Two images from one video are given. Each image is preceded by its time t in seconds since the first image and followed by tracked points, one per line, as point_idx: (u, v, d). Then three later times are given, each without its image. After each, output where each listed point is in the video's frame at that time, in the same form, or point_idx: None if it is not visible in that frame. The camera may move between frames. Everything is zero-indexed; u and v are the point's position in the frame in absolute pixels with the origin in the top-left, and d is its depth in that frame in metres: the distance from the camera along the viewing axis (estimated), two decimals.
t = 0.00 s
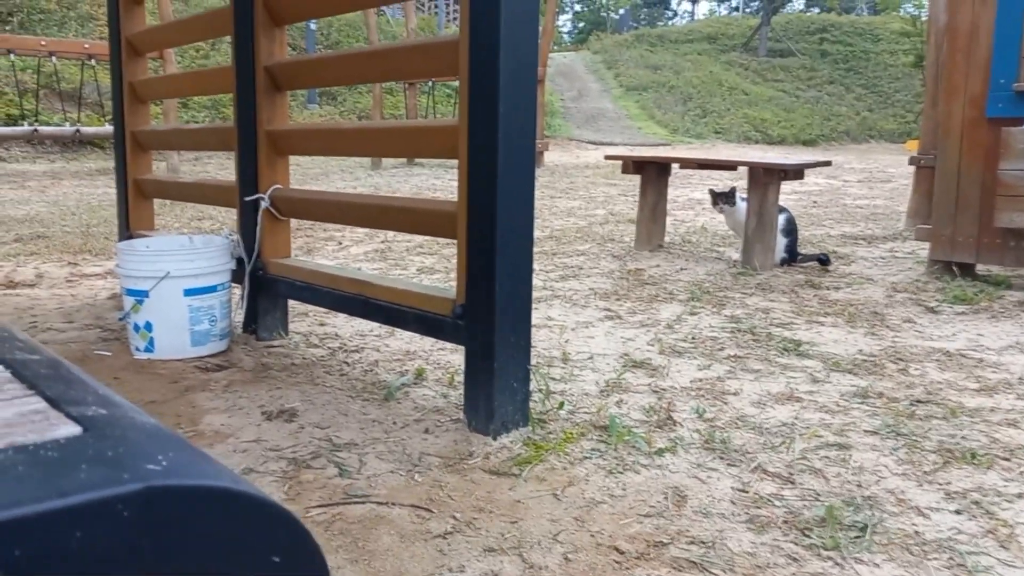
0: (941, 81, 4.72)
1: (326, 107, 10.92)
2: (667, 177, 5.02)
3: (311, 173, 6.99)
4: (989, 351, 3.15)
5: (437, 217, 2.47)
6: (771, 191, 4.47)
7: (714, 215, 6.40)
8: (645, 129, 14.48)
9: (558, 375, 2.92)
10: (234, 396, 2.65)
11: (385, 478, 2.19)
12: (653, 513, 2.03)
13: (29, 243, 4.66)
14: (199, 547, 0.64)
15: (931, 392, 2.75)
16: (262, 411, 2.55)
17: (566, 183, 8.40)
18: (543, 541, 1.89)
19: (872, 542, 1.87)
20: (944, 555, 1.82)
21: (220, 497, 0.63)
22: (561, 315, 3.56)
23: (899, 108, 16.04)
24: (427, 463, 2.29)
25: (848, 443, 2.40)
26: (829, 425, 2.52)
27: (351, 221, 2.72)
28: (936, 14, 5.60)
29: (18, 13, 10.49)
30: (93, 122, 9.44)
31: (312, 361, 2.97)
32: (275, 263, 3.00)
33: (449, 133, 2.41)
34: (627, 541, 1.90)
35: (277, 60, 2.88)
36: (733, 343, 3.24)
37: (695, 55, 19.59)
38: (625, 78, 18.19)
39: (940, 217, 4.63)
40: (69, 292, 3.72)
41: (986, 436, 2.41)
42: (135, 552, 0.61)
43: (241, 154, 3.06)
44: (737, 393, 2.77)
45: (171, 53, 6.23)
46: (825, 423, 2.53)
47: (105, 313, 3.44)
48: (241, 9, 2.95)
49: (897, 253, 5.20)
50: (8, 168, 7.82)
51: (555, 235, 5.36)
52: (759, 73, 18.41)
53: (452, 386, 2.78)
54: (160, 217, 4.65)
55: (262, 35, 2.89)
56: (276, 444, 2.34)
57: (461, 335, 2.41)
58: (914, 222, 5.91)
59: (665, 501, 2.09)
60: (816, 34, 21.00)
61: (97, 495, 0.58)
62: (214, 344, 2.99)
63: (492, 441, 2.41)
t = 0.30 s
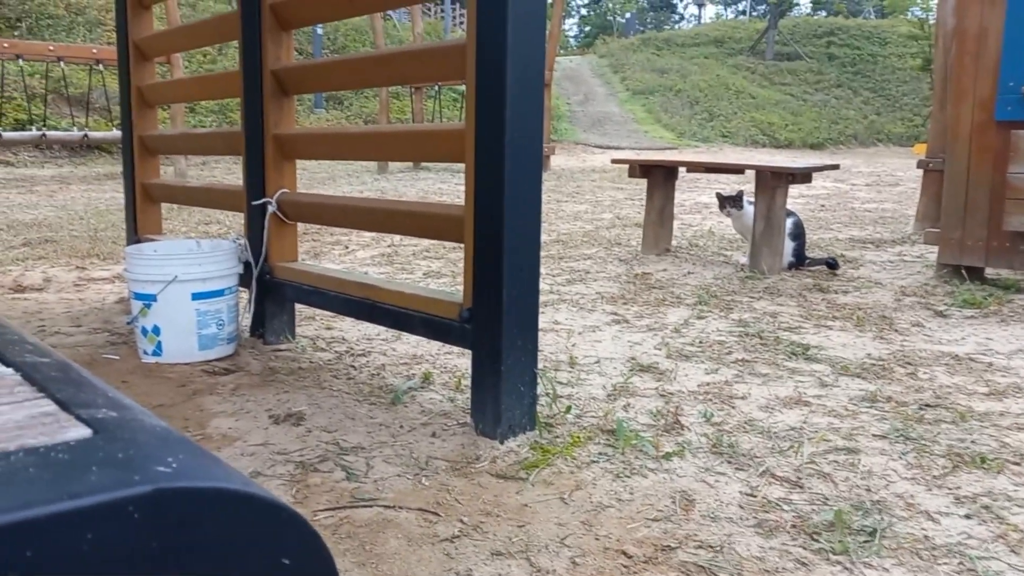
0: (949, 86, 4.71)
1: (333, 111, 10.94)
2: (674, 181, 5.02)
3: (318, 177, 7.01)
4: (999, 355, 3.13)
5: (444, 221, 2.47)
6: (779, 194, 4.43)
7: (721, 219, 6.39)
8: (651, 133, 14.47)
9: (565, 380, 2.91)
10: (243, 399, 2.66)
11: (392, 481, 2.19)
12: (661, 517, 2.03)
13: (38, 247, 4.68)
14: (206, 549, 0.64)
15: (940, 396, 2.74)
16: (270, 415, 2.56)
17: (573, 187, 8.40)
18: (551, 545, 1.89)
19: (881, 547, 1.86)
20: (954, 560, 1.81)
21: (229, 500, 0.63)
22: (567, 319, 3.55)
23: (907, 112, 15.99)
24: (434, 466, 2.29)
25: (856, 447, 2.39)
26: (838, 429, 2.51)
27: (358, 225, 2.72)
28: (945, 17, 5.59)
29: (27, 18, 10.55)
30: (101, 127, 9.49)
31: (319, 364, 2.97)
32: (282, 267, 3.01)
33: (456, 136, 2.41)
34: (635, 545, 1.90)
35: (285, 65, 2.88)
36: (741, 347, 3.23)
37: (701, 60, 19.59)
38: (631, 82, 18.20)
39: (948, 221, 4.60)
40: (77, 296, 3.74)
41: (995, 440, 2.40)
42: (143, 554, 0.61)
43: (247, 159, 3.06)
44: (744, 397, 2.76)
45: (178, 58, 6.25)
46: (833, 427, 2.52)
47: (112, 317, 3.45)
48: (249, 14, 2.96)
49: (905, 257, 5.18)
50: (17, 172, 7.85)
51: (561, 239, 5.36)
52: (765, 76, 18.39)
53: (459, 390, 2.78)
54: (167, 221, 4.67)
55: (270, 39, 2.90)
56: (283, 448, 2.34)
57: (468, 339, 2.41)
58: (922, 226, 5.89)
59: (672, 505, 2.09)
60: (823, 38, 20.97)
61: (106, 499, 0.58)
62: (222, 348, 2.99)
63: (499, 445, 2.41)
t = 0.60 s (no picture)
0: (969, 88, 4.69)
1: (347, 114, 10.99)
2: (688, 184, 5.02)
3: (333, 180, 7.04)
4: (1018, 358, 3.10)
5: (458, 223, 2.47)
6: (794, 196, 4.48)
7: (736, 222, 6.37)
8: (665, 136, 14.46)
9: (579, 382, 2.91)
10: (257, 400, 2.67)
11: (406, 483, 2.19)
12: (677, 520, 2.02)
13: (55, 249, 4.71)
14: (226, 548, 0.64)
15: (958, 399, 2.72)
16: (284, 416, 2.56)
17: (586, 189, 8.40)
18: (566, 547, 1.88)
19: (899, 551, 1.84)
20: (973, 564, 1.79)
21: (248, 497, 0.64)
22: (582, 321, 3.55)
23: (922, 114, 15.90)
24: (448, 468, 2.29)
25: (874, 451, 2.37)
26: (854, 432, 2.49)
27: (372, 227, 2.72)
28: (962, 19, 5.55)
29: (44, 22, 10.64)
30: (117, 130, 9.56)
31: (333, 366, 2.98)
32: (298, 270, 3.02)
33: (470, 138, 2.41)
34: (651, 548, 1.89)
35: (300, 67, 2.89)
36: (756, 350, 3.22)
37: (714, 63, 19.55)
38: (644, 85, 18.19)
39: (966, 223, 4.57)
40: (94, 297, 3.77)
41: (1015, 444, 2.38)
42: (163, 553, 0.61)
43: (264, 161, 3.08)
44: (760, 400, 2.75)
45: (194, 61, 6.29)
46: (850, 430, 2.50)
47: (129, 318, 3.47)
48: (266, 17, 2.97)
49: (921, 260, 5.14)
50: (34, 175, 7.92)
51: (575, 242, 5.36)
52: (779, 79, 18.33)
53: (473, 392, 2.77)
54: (183, 223, 4.70)
55: (285, 42, 2.91)
56: (298, 449, 2.35)
57: (482, 341, 2.41)
58: (940, 229, 5.85)
59: (688, 508, 2.08)
60: (838, 41, 20.89)
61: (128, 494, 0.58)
62: (238, 350, 3.00)
63: (512, 447, 2.40)
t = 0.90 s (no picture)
0: None
1: (414, 117, 11.12)
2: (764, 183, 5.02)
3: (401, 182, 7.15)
4: None
5: (528, 224, 2.49)
6: (868, 197, 4.40)
7: (808, 223, 6.24)
8: (730, 137, 14.25)
9: (651, 383, 2.89)
10: (331, 398, 2.71)
11: (479, 481, 2.21)
12: (753, 524, 1.99)
13: (139, 250, 4.90)
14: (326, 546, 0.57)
15: None
16: (357, 413, 2.61)
17: (654, 190, 8.34)
18: (640, 549, 1.88)
19: (989, 561, 1.78)
20: None
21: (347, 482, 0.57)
22: (652, 323, 3.53)
23: (1002, 112, 15.30)
24: (520, 468, 2.29)
25: (960, 458, 2.29)
26: (939, 439, 2.42)
27: (444, 228, 2.77)
28: None
29: (126, 32, 11.07)
30: (193, 134, 9.88)
31: (404, 364, 3.01)
32: (369, 270, 3.07)
33: (542, 140, 2.43)
34: (728, 551, 1.87)
35: (373, 71, 2.95)
36: (833, 353, 3.15)
37: (782, 61, 19.19)
38: (709, 84, 17.96)
39: None
40: (176, 296, 3.90)
41: None
42: (263, 549, 0.54)
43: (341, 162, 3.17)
44: (838, 404, 2.69)
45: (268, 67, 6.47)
46: (934, 436, 2.43)
47: (208, 316, 3.59)
48: (341, 22, 3.04)
49: (1006, 262, 4.96)
50: (116, 179, 8.25)
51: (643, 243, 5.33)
52: (849, 77, 17.88)
53: (542, 392, 2.76)
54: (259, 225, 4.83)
55: (359, 46, 2.98)
56: (371, 445, 2.39)
57: (552, 341, 2.42)
58: None
59: (764, 513, 2.05)
60: (912, 36, 20.26)
61: (226, 477, 0.52)
62: (316, 348, 3.07)
63: (581, 447, 2.39)
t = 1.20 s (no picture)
0: None
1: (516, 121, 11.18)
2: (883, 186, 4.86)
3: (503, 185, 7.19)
4: None
5: (644, 226, 2.47)
6: (1003, 203, 4.21)
7: (930, 229, 5.94)
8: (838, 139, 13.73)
9: (769, 392, 2.80)
10: (442, 394, 2.70)
11: (595, 484, 2.16)
12: (884, 541, 1.90)
13: (256, 250, 5.10)
14: (490, 524, 0.87)
15: None
16: (469, 412, 2.60)
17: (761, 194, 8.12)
18: (766, 561, 1.82)
19: None
20: None
21: (504, 478, 0.87)
22: (768, 330, 3.43)
23: None
24: (635, 472, 2.22)
25: None
26: None
27: (559, 230, 2.78)
28: None
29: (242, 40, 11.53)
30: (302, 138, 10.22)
31: (516, 366, 3.01)
32: (483, 270, 3.13)
33: (662, 142, 2.38)
34: (858, 567, 1.79)
35: (489, 74, 3.00)
36: (966, 366, 2.99)
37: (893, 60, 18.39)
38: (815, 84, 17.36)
39: None
40: (292, 294, 4.03)
41: None
42: (444, 526, 0.85)
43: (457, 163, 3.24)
44: (974, 419, 2.55)
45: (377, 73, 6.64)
46: None
47: (323, 314, 3.69)
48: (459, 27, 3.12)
49: None
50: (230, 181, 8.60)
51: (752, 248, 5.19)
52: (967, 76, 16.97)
53: (659, 399, 2.68)
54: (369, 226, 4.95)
55: (476, 50, 3.04)
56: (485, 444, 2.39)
57: (670, 345, 2.37)
58: None
59: (897, 529, 1.96)
60: None
61: (417, 471, 0.83)
62: (434, 347, 3.11)
63: (699, 454, 2.32)
